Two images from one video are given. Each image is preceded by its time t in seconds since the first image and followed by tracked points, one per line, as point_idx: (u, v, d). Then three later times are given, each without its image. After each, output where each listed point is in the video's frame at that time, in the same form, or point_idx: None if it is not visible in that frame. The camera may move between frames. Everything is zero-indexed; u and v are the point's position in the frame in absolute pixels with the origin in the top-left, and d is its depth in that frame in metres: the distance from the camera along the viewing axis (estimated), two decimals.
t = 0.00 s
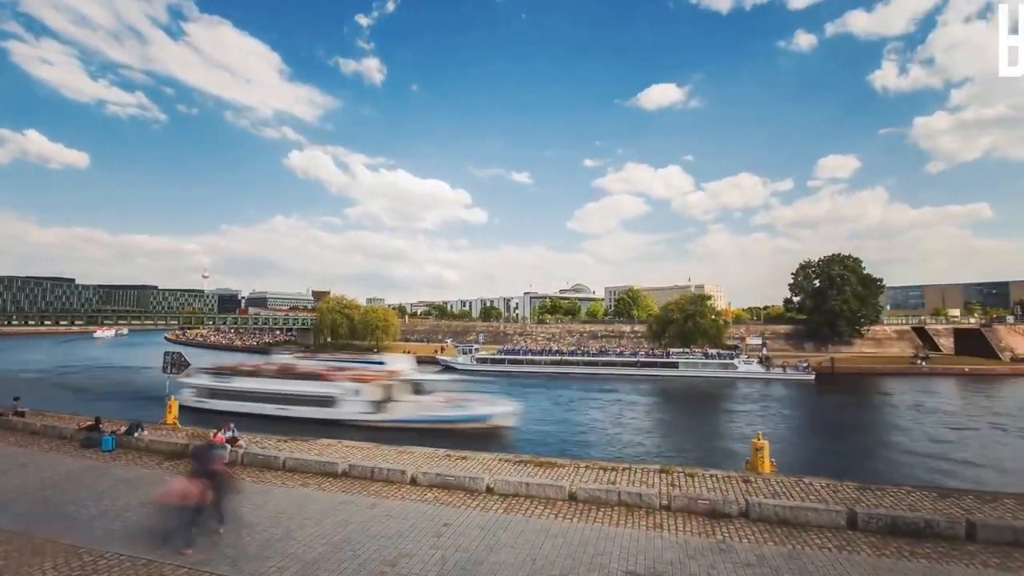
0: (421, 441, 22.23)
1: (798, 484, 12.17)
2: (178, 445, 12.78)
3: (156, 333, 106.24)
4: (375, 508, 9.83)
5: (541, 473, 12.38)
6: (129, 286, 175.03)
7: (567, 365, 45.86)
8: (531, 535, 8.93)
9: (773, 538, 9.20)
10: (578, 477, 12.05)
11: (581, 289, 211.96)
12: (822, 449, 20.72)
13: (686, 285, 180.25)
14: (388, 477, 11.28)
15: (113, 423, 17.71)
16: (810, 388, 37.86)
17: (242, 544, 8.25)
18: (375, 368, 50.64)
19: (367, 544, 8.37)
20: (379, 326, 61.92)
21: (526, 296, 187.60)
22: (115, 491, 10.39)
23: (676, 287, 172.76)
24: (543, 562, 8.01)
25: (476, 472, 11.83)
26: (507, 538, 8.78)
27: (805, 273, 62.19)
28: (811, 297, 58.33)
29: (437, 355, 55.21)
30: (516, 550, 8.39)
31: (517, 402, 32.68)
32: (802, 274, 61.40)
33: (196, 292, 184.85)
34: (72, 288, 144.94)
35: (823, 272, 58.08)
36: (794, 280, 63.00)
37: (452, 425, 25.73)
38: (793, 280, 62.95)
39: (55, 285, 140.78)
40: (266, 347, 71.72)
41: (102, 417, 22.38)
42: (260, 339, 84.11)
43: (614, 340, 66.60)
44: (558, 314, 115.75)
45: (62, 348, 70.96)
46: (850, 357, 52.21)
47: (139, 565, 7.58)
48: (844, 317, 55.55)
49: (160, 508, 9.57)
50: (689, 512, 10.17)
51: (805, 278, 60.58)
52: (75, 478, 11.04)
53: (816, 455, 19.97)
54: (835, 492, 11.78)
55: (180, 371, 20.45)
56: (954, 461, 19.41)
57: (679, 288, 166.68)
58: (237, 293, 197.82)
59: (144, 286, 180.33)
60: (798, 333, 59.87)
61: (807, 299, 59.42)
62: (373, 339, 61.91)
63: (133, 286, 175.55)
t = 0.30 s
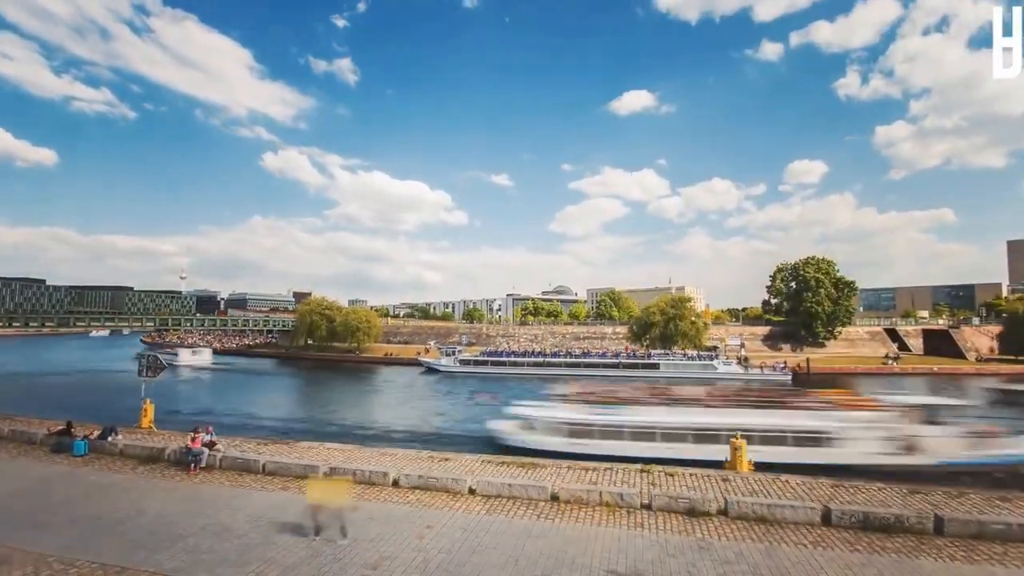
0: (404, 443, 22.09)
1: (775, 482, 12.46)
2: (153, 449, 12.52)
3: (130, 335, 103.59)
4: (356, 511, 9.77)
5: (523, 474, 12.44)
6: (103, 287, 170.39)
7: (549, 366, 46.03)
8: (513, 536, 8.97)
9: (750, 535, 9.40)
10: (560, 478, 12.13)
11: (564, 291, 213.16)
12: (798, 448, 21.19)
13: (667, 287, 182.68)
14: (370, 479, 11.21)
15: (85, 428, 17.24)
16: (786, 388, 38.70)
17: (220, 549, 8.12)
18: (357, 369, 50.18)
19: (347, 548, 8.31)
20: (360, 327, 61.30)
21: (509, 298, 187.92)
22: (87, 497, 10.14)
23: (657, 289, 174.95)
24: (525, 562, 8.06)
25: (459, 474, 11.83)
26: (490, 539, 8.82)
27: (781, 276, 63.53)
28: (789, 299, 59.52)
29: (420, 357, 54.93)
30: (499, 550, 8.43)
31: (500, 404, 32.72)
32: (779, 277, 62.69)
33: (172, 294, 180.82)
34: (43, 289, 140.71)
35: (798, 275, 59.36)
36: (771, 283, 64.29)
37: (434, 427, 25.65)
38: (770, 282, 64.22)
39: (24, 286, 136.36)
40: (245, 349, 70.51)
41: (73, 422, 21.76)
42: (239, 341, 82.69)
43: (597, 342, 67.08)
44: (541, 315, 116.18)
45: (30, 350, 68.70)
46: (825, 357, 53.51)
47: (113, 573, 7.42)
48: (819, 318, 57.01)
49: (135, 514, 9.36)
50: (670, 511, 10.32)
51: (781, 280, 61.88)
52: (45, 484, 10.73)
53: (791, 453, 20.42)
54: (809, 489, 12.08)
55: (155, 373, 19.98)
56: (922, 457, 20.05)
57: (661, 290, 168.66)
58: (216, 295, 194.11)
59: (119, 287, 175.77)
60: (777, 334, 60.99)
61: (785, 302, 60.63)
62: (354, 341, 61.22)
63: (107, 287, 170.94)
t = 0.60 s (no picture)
0: (386, 446, 21.94)
1: (753, 480, 12.69)
2: (128, 454, 12.25)
3: (103, 338, 100.74)
4: (338, 515, 9.66)
5: (507, 475, 12.46)
6: (75, 288, 165.53)
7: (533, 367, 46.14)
8: (496, 538, 8.98)
9: (729, 532, 9.58)
10: (543, 478, 12.20)
11: (547, 292, 213.92)
12: (776, 447, 21.58)
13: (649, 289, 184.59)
14: (352, 482, 11.12)
15: (55, 433, 16.74)
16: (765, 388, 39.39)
17: (198, 555, 7.98)
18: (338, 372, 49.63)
19: (329, 552, 8.22)
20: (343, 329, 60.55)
21: (493, 300, 187.86)
22: (58, 504, 9.86)
23: (640, 291, 176.67)
24: (508, 564, 8.07)
25: (442, 476, 11.80)
26: (472, 541, 8.82)
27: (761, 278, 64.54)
28: (769, 301, 60.54)
29: (402, 359, 54.54)
30: (483, 552, 8.42)
31: (483, 405, 32.61)
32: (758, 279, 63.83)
33: (148, 295, 176.54)
34: (11, 290, 136.20)
35: (777, 277, 60.55)
36: (751, 284, 65.27)
37: (417, 429, 25.49)
38: (750, 284, 65.17)
39: None
40: (224, 351, 69.28)
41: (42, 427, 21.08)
42: (217, 343, 81.17)
43: (580, 343, 67.47)
44: (525, 317, 116.38)
45: None
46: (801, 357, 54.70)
47: None
48: (796, 319, 58.31)
49: (108, 521, 9.14)
50: (651, 511, 10.45)
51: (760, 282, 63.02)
52: (14, 491, 10.43)
53: (770, 452, 20.79)
54: (786, 486, 12.36)
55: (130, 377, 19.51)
56: (893, 454, 20.64)
57: (643, 291, 170.37)
58: (193, 296, 190.20)
59: (91, 288, 170.90)
60: (757, 335, 62.04)
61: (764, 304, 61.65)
62: (336, 343, 60.38)
63: (79, 288, 166.13)
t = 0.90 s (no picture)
0: (369, 448, 21.69)
1: (735, 480, 12.85)
2: (100, 459, 11.89)
3: (75, 339, 97.86)
4: (319, 519, 9.51)
5: (490, 476, 12.40)
6: (45, 288, 160.55)
7: (516, 368, 46.15)
8: (479, 540, 8.91)
9: (711, 532, 9.67)
10: (527, 480, 12.18)
11: (531, 293, 214.37)
12: (756, 446, 21.92)
13: (631, 290, 186.26)
14: (333, 485, 10.96)
15: (23, 438, 16.17)
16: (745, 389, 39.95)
17: (174, 562, 7.78)
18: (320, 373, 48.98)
19: (309, 557, 8.07)
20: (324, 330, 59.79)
21: (476, 301, 187.60)
22: (25, 511, 9.51)
23: (622, 291, 178.10)
24: (491, 566, 8.02)
25: (425, 478, 11.69)
26: (455, 543, 8.74)
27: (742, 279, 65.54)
28: (749, 302, 61.57)
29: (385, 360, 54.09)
30: (467, 555, 8.36)
31: (466, 406, 32.48)
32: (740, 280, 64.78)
33: (122, 295, 172.10)
34: None
35: (757, 278, 61.58)
36: (732, 286, 66.26)
37: (400, 431, 25.27)
38: (731, 286, 66.16)
39: None
40: (201, 353, 67.87)
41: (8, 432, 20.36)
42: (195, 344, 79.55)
43: (563, 343, 67.74)
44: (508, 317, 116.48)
45: None
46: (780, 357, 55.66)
47: None
48: (777, 320, 59.45)
49: (79, 528, 8.86)
50: (634, 511, 10.50)
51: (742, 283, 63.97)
52: None
53: (750, 451, 21.10)
54: (766, 485, 12.54)
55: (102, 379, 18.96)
56: (869, 452, 21.08)
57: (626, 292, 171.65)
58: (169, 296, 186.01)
59: (62, 288, 165.91)
60: (738, 336, 63.06)
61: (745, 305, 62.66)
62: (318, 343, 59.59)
63: (49, 288, 161.21)
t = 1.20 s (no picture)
0: (352, 451, 21.38)
1: (716, 478, 12.99)
2: (70, 465, 11.50)
3: (44, 342, 94.89)
4: (299, 523, 9.34)
5: (475, 478, 12.33)
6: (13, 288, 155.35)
7: (500, 369, 46.04)
8: (463, 543, 8.83)
9: (694, 530, 9.75)
10: (511, 481, 12.14)
11: (515, 293, 214.36)
12: (737, 446, 22.19)
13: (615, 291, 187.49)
14: (314, 489, 10.77)
15: None
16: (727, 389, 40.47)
17: (147, 570, 7.54)
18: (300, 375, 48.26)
19: (288, 562, 7.91)
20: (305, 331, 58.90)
21: (460, 302, 187.12)
22: None
23: (606, 292, 179.23)
24: (474, 568, 7.95)
25: (408, 480, 11.57)
26: (437, 547, 8.63)
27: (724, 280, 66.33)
28: (730, 303, 62.46)
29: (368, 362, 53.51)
30: (450, 558, 8.27)
31: (450, 408, 32.30)
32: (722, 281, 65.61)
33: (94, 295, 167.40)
34: None
35: (738, 280, 62.44)
36: (715, 287, 67.05)
37: (382, 433, 25.00)
38: (713, 286, 66.95)
39: None
40: (178, 355, 66.34)
41: None
42: (171, 346, 77.79)
43: (548, 344, 67.90)
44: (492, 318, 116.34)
45: None
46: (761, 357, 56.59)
47: None
48: (758, 321, 60.41)
49: (46, 536, 8.54)
50: (618, 510, 10.53)
51: (724, 284, 64.78)
52: None
53: (731, 451, 21.33)
54: (748, 483, 12.71)
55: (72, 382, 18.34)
56: (847, 450, 21.46)
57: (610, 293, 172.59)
58: (145, 297, 181.50)
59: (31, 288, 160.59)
60: (719, 336, 63.99)
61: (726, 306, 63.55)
62: (299, 344, 58.68)
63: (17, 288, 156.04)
